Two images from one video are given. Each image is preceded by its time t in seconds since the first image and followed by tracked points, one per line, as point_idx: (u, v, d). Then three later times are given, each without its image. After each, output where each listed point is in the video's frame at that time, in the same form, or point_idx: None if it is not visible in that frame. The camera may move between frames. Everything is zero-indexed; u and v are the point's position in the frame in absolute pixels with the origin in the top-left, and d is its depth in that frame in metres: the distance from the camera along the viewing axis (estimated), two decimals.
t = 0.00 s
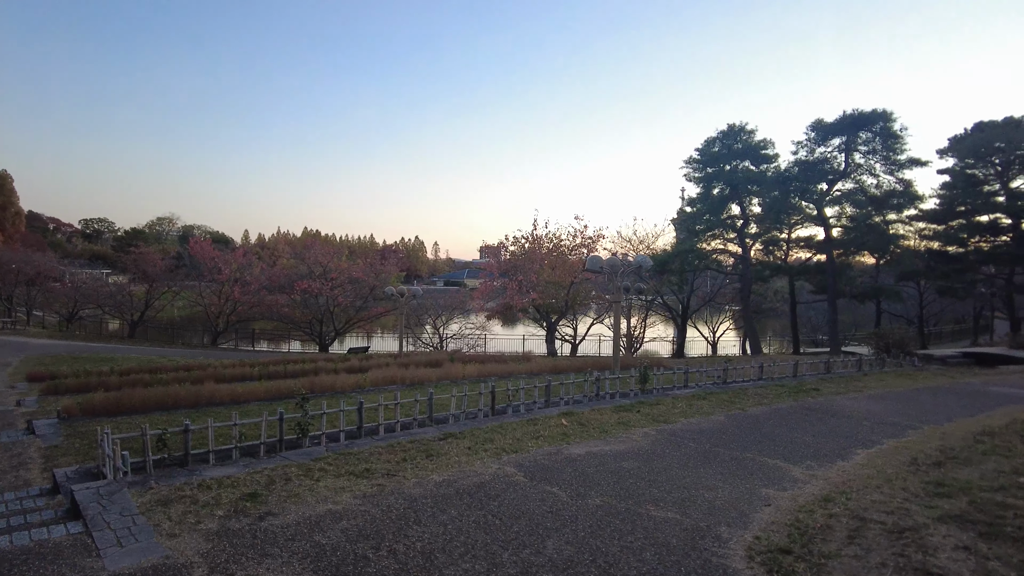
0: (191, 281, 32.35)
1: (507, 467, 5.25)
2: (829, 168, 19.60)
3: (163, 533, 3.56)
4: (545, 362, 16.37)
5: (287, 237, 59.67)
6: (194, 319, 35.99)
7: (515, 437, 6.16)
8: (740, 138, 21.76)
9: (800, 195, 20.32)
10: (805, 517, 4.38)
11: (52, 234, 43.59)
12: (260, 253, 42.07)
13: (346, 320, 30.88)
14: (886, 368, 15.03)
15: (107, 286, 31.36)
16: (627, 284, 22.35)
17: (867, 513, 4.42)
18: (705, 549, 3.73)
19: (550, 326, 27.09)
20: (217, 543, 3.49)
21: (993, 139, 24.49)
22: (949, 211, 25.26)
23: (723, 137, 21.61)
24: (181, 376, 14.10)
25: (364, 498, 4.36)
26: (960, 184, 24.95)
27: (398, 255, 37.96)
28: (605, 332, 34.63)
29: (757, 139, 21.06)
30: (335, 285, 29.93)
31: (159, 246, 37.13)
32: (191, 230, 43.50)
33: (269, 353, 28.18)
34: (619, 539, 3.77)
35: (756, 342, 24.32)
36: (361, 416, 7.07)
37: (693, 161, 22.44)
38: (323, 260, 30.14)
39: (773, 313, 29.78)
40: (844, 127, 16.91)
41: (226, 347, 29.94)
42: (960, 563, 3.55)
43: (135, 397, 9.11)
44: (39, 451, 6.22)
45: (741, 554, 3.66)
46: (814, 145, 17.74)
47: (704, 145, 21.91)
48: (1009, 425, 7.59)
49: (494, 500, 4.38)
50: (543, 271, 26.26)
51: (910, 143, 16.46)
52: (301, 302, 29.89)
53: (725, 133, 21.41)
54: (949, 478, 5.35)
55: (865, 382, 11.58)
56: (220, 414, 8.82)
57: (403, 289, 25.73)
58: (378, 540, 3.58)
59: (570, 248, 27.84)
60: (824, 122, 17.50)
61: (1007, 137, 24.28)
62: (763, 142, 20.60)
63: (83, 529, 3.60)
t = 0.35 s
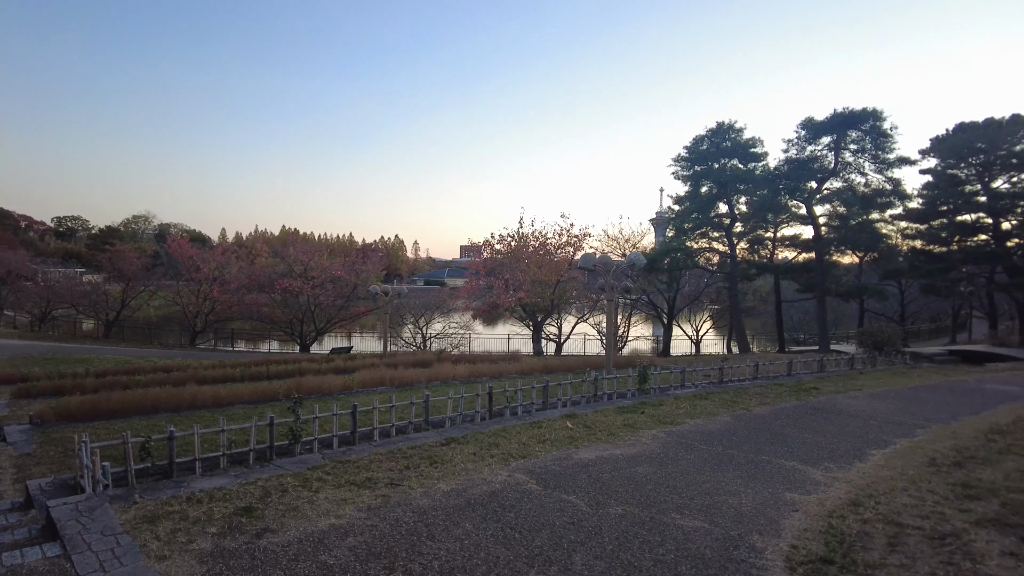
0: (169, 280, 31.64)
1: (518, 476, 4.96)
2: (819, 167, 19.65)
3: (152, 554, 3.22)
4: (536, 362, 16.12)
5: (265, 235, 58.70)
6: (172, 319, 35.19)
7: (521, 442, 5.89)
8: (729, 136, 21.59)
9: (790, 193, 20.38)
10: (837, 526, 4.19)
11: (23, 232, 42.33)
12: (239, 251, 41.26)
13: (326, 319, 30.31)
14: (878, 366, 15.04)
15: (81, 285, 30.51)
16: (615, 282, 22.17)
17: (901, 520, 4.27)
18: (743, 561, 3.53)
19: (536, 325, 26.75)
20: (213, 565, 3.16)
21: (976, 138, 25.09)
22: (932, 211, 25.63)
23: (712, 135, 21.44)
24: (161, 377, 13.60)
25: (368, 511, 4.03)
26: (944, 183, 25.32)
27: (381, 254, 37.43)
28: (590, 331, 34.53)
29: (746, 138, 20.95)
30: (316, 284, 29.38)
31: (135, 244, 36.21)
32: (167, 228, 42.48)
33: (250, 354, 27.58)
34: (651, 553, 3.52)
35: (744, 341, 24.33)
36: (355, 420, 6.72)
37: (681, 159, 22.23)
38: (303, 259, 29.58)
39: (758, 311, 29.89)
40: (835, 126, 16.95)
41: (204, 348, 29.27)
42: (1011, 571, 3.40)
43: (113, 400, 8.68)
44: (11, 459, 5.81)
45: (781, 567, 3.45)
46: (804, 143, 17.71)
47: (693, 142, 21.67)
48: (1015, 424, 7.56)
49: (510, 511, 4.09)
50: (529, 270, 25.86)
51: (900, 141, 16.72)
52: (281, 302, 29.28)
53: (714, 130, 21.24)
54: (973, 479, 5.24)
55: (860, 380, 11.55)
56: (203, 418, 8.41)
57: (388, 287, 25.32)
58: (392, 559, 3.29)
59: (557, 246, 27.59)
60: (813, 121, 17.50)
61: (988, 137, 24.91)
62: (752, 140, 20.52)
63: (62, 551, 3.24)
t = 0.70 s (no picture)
0: (144, 279, 30.99)
1: (531, 484, 4.69)
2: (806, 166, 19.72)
3: None
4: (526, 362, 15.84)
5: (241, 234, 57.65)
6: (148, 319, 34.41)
7: (529, 447, 5.63)
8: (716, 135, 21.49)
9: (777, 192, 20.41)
10: (875, 533, 4.05)
11: None
12: (217, 250, 40.42)
13: (306, 319, 29.73)
14: (868, 364, 15.09)
15: (52, 284, 29.72)
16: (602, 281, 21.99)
17: (938, 523, 4.16)
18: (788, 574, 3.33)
19: (521, 324, 26.45)
20: None
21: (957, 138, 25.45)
22: (914, 210, 25.96)
23: (699, 133, 21.33)
24: (138, 380, 13.09)
25: (376, 526, 3.71)
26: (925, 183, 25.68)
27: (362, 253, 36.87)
28: (573, 330, 34.41)
29: (733, 136, 20.89)
30: (296, 283, 28.81)
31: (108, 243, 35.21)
32: (143, 227, 41.47)
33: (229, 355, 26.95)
34: (690, 568, 3.30)
35: (731, 340, 24.35)
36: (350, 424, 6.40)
37: (668, 158, 22.05)
38: (283, 258, 28.99)
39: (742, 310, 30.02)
40: (824, 124, 17.22)
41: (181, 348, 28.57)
42: None
43: (89, 406, 8.23)
44: None
45: None
46: (792, 141, 17.79)
47: (680, 140, 21.50)
48: (1020, 423, 7.54)
49: (530, 523, 3.83)
50: (514, 269, 25.40)
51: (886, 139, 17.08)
52: (260, 301, 28.65)
53: (701, 128, 21.14)
54: (996, 478, 5.18)
55: (855, 379, 11.50)
56: (186, 424, 8.01)
57: (372, 287, 24.89)
58: None
59: (543, 245, 27.30)
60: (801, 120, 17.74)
61: (968, 138, 25.35)
62: (740, 140, 20.49)
63: None
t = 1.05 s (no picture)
0: (119, 279, 30.10)
1: (548, 497, 4.42)
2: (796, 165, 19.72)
3: None
4: (516, 363, 15.56)
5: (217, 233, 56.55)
6: (124, 319, 33.57)
7: (539, 455, 5.39)
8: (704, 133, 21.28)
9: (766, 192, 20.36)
10: (920, 546, 3.96)
11: None
12: (194, 249, 39.56)
13: (288, 319, 29.16)
14: (860, 364, 15.16)
15: (23, 284, 28.74)
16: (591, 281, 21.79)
17: (981, 533, 4.11)
18: None
19: (507, 324, 26.10)
20: None
21: (940, 139, 25.76)
22: (897, 210, 26.23)
23: (687, 132, 21.12)
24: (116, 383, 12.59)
25: (389, 549, 3.39)
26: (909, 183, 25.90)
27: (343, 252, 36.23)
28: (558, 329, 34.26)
29: (721, 135, 20.75)
30: (276, 283, 28.22)
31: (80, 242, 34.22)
32: (116, 225, 40.37)
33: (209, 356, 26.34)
34: None
35: (719, 339, 24.40)
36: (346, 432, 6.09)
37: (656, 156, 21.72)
38: (263, 256, 28.34)
39: (727, 309, 30.13)
40: (816, 123, 17.29)
41: (158, 350, 27.85)
42: None
43: (65, 412, 7.80)
44: None
45: None
46: (783, 141, 17.78)
47: (668, 139, 21.23)
48: None
49: (558, 543, 3.57)
50: (499, 268, 24.95)
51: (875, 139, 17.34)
52: (240, 301, 28.02)
53: (690, 127, 20.96)
54: (1023, 483, 5.17)
55: (851, 379, 11.50)
56: (169, 433, 7.59)
57: (355, 287, 24.40)
58: None
59: (528, 244, 26.90)
60: (792, 119, 17.75)
61: (949, 140, 25.75)
62: (728, 139, 20.41)
63: None
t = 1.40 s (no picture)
0: (99, 278, 29.38)
1: (577, 508, 4.21)
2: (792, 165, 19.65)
3: None
4: (511, 363, 15.31)
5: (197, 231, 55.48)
6: (105, 319, 32.85)
7: (559, 460, 5.19)
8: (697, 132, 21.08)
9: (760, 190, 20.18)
10: (975, 553, 3.83)
11: None
12: (175, 248, 38.72)
13: (273, 320, 28.60)
14: (856, 363, 15.18)
15: None
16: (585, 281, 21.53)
17: None
18: None
19: (497, 323, 25.43)
20: None
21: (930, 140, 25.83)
22: (887, 211, 26.35)
23: (681, 130, 20.94)
24: (98, 386, 12.13)
25: (419, 567, 3.12)
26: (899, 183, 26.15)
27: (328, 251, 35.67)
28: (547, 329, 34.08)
29: (716, 134, 20.63)
30: (261, 282, 27.64)
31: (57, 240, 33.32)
32: (95, 223, 39.41)
33: (193, 357, 25.74)
34: None
35: (712, 339, 24.34)
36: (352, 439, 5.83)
37: (649, 155, 21.48)
38: (247, 255, 27.70)
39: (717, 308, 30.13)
40: (812, 122, 17.34)
41: (140, 351, 27.21)
42: None
43: (49, 417, 7.42)
44: None
45: None
46: (779, 139, 17.77)
47: (662, 138, 21.04)
48: None
49: (602, 557, 3.36)
50: (489, 267, 24.28)
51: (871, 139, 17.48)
52: (224, 301, 27.43)
53: (684, 125, 20.79)
54: None
55: (854, 379, 11.45)
56: (161, 440, 7.25)
57: (343, 287, 23.88)
58: None
59: (518, 243, 26.19)
60: (788, 118, 17.75)
61: (939, 141, 25.76)
62: (722, 138, 20.27)
63: None
